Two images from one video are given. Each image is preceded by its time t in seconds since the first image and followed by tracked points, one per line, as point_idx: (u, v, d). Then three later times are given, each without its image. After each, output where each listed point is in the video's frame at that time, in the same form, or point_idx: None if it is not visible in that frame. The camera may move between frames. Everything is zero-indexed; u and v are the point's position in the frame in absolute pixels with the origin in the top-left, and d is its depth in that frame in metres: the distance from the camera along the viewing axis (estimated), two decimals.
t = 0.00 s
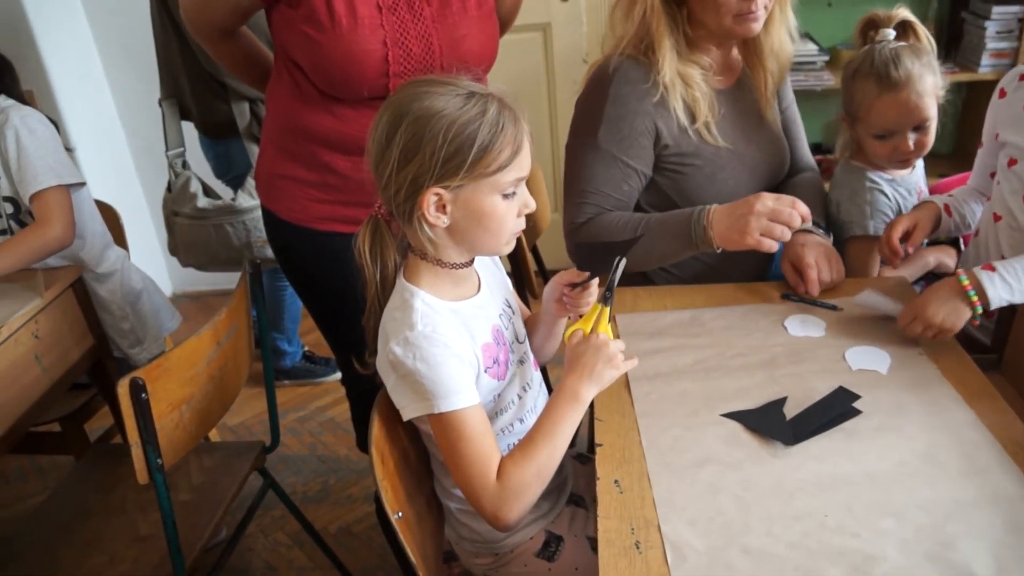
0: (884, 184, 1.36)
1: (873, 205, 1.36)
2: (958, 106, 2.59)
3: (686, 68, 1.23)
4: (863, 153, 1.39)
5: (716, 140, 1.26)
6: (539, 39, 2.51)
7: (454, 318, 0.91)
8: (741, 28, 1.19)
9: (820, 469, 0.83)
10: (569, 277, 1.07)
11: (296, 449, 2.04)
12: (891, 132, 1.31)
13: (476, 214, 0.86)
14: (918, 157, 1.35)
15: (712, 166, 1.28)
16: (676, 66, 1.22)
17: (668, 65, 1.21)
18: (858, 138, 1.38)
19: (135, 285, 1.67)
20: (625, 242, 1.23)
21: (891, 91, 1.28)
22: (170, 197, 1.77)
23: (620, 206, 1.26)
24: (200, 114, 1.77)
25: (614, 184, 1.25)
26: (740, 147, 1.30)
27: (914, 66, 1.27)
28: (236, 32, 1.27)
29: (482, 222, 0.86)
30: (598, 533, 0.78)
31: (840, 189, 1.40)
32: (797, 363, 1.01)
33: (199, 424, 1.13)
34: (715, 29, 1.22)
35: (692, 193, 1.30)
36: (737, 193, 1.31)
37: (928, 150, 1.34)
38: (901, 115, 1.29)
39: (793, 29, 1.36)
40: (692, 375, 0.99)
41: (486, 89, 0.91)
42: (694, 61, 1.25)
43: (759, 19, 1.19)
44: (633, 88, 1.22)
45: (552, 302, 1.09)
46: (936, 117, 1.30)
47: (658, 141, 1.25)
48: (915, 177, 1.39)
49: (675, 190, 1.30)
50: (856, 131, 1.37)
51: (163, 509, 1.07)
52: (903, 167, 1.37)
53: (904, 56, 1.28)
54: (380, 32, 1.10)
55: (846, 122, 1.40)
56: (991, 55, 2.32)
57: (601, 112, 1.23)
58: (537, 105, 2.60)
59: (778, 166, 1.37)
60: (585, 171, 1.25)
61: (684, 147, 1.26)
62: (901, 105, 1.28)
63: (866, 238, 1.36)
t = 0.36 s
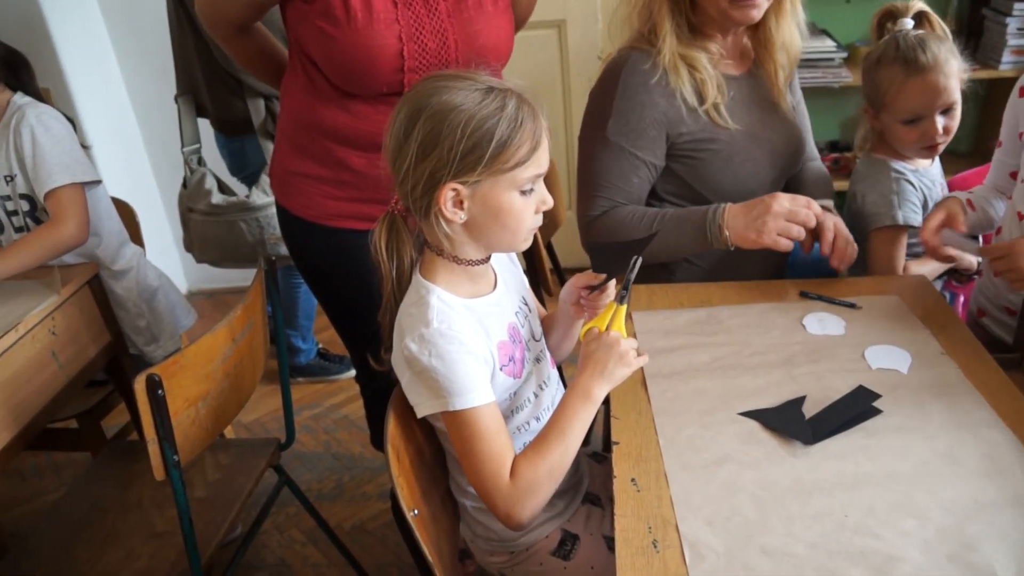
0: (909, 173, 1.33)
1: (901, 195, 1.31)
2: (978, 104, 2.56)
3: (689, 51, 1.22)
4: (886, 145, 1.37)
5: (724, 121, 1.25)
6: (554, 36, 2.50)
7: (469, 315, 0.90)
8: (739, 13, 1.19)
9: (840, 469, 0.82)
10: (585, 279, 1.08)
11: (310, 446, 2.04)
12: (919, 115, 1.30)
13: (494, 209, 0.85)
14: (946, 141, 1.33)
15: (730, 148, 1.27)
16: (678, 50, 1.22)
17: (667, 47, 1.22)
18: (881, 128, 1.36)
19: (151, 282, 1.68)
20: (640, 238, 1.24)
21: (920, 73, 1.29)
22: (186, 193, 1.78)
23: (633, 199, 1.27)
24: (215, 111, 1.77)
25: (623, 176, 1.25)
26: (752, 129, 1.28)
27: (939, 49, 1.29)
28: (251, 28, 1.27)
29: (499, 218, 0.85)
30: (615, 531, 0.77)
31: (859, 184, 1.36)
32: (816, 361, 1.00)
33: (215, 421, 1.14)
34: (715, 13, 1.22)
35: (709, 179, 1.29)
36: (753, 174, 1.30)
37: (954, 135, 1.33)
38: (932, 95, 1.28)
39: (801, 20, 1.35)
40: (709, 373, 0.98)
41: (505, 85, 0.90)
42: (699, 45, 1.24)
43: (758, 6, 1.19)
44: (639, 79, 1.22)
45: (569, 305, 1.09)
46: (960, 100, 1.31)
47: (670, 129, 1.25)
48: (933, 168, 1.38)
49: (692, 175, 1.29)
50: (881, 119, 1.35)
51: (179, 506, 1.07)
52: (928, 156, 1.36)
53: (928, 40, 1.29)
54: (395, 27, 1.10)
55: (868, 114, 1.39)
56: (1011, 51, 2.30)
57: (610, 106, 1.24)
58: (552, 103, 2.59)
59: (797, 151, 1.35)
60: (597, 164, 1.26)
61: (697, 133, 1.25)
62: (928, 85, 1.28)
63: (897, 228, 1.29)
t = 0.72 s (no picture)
0: (931, 164, 1.31)
1: (925, 184, 1.29)
2: (998, 101, 2.53)
3: (717, 36, 1.23)
4: (910, 134, 1.36)
5: (764, 110, 1.25)
6: (569, 32, 2.49)
7: (487, 312, 0.90)
8: (755, 13, 1.21)
9: (860, 468, 0.81)
10: (606, 285, 1.07)
11: (324, 442, 2.05)
12: (948, 97, 1.29)
13: (515, 206, 0.85)
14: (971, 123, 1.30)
15: (772, 142, 1.28)
16: (710, 40, 1.22)
17: (697, 35, 1.22)
18: (905, 117, 1.35)
19: (167, 277, 1.68)
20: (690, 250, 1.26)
21: (946, 54, 1.27)
22: (200, 189, 1.79)
23: (674, 203, 1.28)
24: (230, 107, 1.78)
25: (665, 177, 1.26)
26: (794, 119, 1.28)
27: (960, 32, 1.29)
28: (267, 24, 1.28)
29: (520, 215, 0.85)
30: (633, 529, 0.76)
31: (881, 177, 1.34)
32: (835, 359, 0.99)
33: (231, 415, 1.14)
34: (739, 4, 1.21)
35: (752, 169, 1.29)
36: (794, 164, 1.30)
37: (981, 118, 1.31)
38: (958, 75, 1.27)
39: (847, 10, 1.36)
40: (727, 371, 0.98)
41: (529, 80, 0.90)
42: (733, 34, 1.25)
43: (775, 7, 1.20)
44: (681, 74, 1.21)
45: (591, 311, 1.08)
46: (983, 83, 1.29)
47: (712, 123, 1.25)
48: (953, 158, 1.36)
49: (736, 167, 1.30)
50: (906, 106, 1.34)
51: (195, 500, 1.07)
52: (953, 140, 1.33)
53: (950, 26, 1.29)
54: (414, 21, 1.10)
55: (888, 105, 1.37)
56: None
57: (650, 106, 1.24)
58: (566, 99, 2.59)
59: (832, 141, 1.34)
60: (637, 165, 1.27)
61: (737, 124, 1.25)
62: (956, 65, 1.27)
63: (923, 218, 1.27)
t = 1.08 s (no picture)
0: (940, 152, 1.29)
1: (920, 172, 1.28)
2: (1014, 93, 2.51)
3: (770, 24, 1.23)
4: (921, 125, 1.34)
5: (801, 105, 1.24)
6: (581, 25, 2.48)
7: (501, 306, 0.90)
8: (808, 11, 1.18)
9: (876, 463, 0.80)
10: (620, 289, 1.08)
11: (336, 435, 2.05)
12: (955, 90, 1.27)
13: (532, 200, 0.85)
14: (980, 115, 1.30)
15: (810, 136, 1.26)
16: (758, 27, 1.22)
17: (747, 21, 1.22)
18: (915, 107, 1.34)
19: (179, 270, 1.70)
20: (658, 206, 1.29)
21: (951, 48, 1.26)
22: (213, 181, 1.80)
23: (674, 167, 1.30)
24: (245, 100, 1.80)
25: (677, 142, 1.28)
26: (835, 118, 1.26)
27: (971, 24, 1.28)
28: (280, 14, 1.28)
29: (537, 210, 0.85)
30: (646, 523, 0.76)
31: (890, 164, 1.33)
32: (849, 353, 0.98)
33: (243, 409, 1.14)
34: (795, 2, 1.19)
35: (783, 165, 1.28)
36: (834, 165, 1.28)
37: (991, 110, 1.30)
38: (965, 68, 1.26)
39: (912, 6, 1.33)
40: (740, 365, 0.97)
41: (549, 73, 0.89)
42: (786, 22, 1.24)
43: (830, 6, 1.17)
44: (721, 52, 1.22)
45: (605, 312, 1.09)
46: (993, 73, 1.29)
47: (742, 111, 1.25)
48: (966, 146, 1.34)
49: (766, 160, 1.29)
50: (915, 98, 1.33)
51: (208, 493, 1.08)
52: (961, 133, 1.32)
53: (961, 17, 1.28)
54: (428, 11, 1.09)
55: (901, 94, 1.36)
56: None
57: (683, 73, 1.25)
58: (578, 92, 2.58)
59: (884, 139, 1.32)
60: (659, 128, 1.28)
61: (772, 116, 1.25)
62: (964, 58, 1.26)
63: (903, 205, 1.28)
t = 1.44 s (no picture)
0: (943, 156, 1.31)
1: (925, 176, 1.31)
2: None
3: (782, 21, 1.28)
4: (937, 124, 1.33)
5: (807, 99, 1.29)
6: (591, 21, 2.47)
7: (513, 305, 0.89)
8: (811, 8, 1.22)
9: (887, 461, 0.80)
10: (631, 292, 1.07)
11: (345, 431, 2.05)
12: (968, 89, 1.26)
13: (548, 200, 0.85)
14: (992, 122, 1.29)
15: (812, 132, 1.31)
16: (771, 24, 1.28)
17: (758, 19, 1.28)
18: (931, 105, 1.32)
19: (189, 266, 1.71)
20: (677, 198, 1.39)
21: (971, 44, 1.25)
22: (232, 168, 1.80)
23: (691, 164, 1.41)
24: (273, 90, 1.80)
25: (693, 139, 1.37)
26: (845, 111, 1.30)
27: (996, 24, 1.26)
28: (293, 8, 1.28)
29: (552, 209, 0.85)
30: (656, 521, 0.76)
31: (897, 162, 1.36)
32: (861, 352, 0.98)
33: (253, 405, 1.14)
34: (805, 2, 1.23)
35: (792, 159, 1.33)
36: (841, 158, 1.32)
37: (1004, 115, 1.28)
38: (982, 67, 1.24)
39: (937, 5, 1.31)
40: (751, 362, 0.97)
41: (567, 71, 0.88)
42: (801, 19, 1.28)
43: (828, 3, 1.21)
44: (731, 50, 1.29)
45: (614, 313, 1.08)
46: (1011, 79, 1.27)
47: (751, 104, 1.31)
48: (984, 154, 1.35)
49: (777, 153, 1.34)
50: (928, 93, 1.31)
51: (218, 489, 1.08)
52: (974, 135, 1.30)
53: (986, 17, 1.27)
54: (439, 7, 1.09)
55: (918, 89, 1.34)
56: None
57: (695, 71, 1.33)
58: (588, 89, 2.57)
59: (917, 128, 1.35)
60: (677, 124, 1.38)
61: (779, 109, 1.30)
62: (981, 57, 1.24)
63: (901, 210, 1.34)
